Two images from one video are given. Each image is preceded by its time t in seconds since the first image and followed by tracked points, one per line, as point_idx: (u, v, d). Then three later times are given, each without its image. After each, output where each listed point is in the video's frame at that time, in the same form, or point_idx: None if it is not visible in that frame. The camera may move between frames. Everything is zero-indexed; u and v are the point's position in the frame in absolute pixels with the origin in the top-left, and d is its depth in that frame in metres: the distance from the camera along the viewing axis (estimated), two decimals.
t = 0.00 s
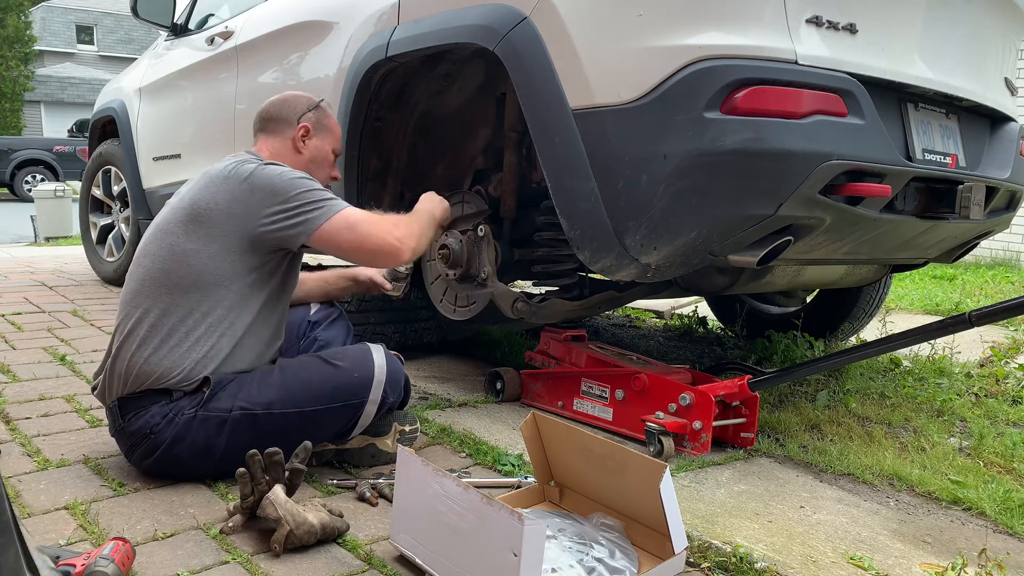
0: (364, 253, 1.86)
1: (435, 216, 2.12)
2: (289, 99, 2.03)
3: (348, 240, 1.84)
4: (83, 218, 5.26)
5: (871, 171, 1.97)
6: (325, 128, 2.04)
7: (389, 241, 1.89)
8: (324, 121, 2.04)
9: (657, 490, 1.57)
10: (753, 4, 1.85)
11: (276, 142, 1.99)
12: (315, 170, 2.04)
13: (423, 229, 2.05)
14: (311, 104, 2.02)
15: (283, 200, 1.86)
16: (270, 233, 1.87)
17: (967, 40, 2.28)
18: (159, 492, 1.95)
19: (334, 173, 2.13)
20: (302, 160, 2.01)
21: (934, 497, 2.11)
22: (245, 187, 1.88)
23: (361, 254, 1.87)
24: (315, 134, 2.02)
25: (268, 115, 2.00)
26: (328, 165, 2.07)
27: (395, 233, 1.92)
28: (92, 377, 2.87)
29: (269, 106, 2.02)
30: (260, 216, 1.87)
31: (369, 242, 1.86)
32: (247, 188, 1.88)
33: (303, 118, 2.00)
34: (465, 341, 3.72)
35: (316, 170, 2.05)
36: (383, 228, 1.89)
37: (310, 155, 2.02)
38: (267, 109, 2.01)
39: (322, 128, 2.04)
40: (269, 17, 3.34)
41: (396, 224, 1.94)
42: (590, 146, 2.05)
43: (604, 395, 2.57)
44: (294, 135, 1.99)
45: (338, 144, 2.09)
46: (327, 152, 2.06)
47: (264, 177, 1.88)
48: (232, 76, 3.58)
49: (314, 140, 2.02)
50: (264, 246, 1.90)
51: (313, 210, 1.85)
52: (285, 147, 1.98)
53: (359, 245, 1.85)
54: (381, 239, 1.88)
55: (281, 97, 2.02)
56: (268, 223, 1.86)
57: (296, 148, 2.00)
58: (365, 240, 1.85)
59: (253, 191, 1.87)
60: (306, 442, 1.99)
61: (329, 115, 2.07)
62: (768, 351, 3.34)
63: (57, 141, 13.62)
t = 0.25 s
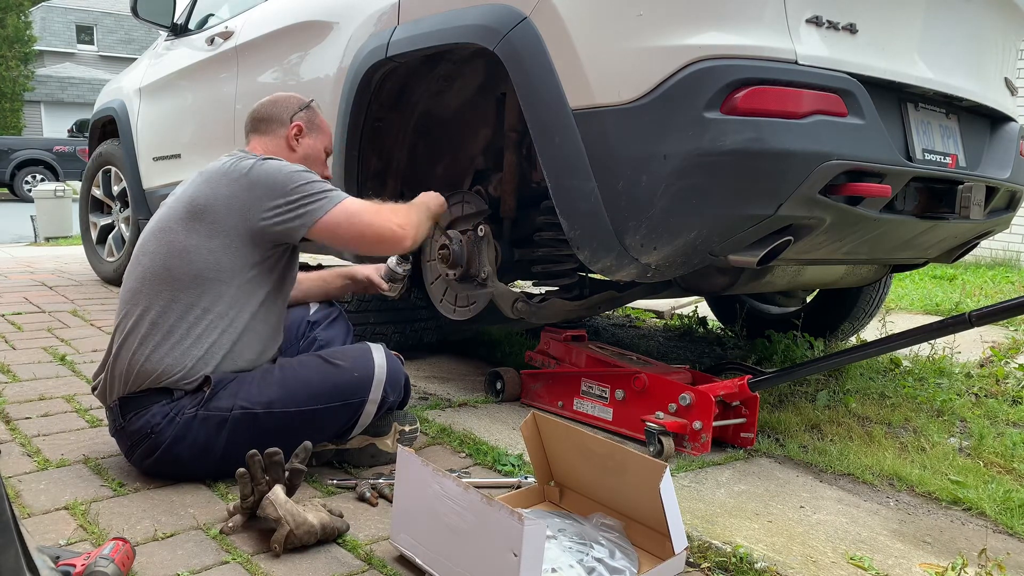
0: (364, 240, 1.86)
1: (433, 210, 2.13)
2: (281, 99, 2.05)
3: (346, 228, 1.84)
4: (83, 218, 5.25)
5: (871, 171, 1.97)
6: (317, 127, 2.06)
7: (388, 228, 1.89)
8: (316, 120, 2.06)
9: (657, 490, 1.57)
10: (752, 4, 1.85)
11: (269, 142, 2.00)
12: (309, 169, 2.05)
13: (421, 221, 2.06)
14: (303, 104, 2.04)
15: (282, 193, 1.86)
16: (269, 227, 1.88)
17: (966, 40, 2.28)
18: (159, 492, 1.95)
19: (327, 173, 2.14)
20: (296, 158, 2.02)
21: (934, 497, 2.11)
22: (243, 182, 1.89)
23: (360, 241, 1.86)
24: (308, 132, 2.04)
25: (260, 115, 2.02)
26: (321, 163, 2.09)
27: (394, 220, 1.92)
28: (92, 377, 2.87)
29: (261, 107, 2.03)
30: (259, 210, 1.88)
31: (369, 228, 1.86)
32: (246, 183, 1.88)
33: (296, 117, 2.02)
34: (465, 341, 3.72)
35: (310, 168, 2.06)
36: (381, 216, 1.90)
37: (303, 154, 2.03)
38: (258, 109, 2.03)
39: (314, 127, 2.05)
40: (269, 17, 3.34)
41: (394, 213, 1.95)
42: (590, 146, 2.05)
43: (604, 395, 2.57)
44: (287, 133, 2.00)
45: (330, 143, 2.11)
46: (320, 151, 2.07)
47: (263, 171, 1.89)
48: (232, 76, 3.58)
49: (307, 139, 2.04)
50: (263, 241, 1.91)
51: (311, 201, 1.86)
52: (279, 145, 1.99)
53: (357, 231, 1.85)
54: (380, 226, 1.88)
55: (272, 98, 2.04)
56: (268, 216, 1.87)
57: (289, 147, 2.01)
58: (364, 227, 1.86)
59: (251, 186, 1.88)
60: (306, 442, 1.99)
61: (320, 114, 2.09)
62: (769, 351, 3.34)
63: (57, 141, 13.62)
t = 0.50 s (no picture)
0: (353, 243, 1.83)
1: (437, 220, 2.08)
2: (279, 101, 2.04)
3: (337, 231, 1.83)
4: (83, 218, 5.25)
5: (871, 171, 1.97)
6: (317, 127, 2.05)
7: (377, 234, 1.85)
8: (315, 121, 2.05)
9: (657, 490, 1.57)
10: (752, 3, 1.85)
11: (269, 144, 2.00)
12: (309, 169, 2.04)
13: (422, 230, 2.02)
14: (301, 106, 2.03)
15: (281, 194, 1.86)
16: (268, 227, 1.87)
17: (966, 40, 2.28)
18: (159, 492, 1.95)
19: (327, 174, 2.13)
20: (295, 160, 2.01)
21: (934, 497, 2.11)
22: (243, 182, 1.88)
23: (350, 241, 1.83)
24: (306, 133, 2.03)
25: (259, 118, 2.02)
26: (321, 163, 2.08)
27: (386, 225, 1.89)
28: (92, 377, 2.87)
29: (260, 109, 2.03)
30: (259, 211, 1.87)
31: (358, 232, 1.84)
32: (245, 183, 1.88)
33: (294, 119, 2.01)
34: (465, 341, 3.72)
35: (310, 169, 2.05)
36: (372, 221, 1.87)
37: (302, 155, 2.02)
38: (258, 112, 2.03)
39: (313, 128, 2.04)
40: (269, 17, 3.34)
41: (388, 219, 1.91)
42: (590, 146, 2.05)
43: (604, 395, 2.57)
44: (286, 135, 2.00)
45: (330, 143, 2.09)
46: (319, 152, 2.06)
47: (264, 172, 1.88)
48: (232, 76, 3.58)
49: (306, 140, 2.03)
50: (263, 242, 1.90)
51: (309, 203, 1.85)
52: (278, 148, 1.99)
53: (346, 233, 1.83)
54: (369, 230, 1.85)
55: (271, 100, 2.04)
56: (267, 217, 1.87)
57: (289, 149, 2.00)
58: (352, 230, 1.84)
59: (251, 186, 1.88)
60: (306, 441, 1.99)
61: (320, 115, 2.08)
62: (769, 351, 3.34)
63: (57, 141, 13.62)
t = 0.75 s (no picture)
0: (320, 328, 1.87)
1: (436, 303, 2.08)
2: (318, 106, 1.94)
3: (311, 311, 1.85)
4: (83, 218, 5.25)
5: (871, 171, 1.97)
6: (344, 146, 1.95)
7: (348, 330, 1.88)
8: (343, 139, 1.95)
9: (657, 490, 1.57)
10: (752, 3, 1.85)
11: (289, 155, 1.97)
12: (325, 189, 1.99)
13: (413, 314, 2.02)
14: (331, 120, 1.93)
15: (288, 242, 1.83)
16: (269, 261, 1.84)
17: (966, 40, 2.28)
18: (159, 492, 1.95)
19: (357, 184, 2.05)
20: (310, 179, 1.97)
21: (934, 497, 2.11)
22: (248, 207, 1.84)
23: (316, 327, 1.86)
24: (328, 153, 1.95)
25: (292, 121, 1.95)
26: (343, 183, 2.01)
27: (364, 322, 1.89)
28: (92, 377, 2.87)
29: (296, 109, 1.96)
30: (262, 242, 1.84)
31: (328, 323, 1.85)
32: (250, 209, 1.84)
33: (319, 135, 1.93)
34: (465, 342, 3.72)
35: (327, 188, 2.00)
36: (352, 319, 1.87)
37: (320, 173, 1.96)
38: (293, 112, 1.96)
39: (338, 146, 1.95)
40: (269, 17, 3.34)
41: (373, 314, 1.91)
42: (590, 146, 2.05)
43: (604, 395, 2.57)
44: (306, 152, 1.94)
45: (359, 160, 1.99)
46: (342, 170, 1.98)
47: (271, 201, 1.84)
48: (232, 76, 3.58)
49: (328, 157, 1.95)
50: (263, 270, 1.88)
51: (315, 265, 1.85)
52: (295, 163, 1.95)
53: (318, 320, 1.85)
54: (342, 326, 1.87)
55: (307, 104, 1.94)
56: (269, 251, 1.83)
57: (307, 165, 1.96)
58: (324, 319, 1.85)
59: (257, 215, 1.83)
60: (306, 443, 1.99)
61: (355, 130, 1.96)
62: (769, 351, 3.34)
63: (57, 141, 13.62)
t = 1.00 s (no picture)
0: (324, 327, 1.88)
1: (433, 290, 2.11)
2: (323, 109, 1.93)
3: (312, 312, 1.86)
4: (82, 218, 5.25)
5: (871, 171, 1.97)
6: (345, 153, 1.95)
7: (352, 327, 1.89)
8: (345, 145, 1.94)
9: (657, 490, 1.57)
10: (752, 3, 1.85)
11: (289, 156, 1.96)
12: (323, 192, 2.00)
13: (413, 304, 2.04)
14: (334, 126, 1.92)
15: (287, 245, 1.83)
16: (269, 265, 1.84)
17: (966, 40, 2.28)
18: (159, 492, 1.95)
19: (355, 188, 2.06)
20: (309, 182, 1.97)
21: (934, 497, 2.11)
22: (248, 209, 1.83)
23: (320, 328, 1.88)
24: (329, 158, 1.95)
25: (295, 121, 1.95)
26: (341, 187, 2.01)
27: (366, 319, 1.91)
28: (92, 377, 2.87)
29: (300, 110, 1.95)
30: (262, 245, 1.83)
31: (330, 322, 1.87)
32: (250, 212, 1.83)
33: (321, 139, 1.93)
34: (465, 341, 3.72)
35: (325, 191, 2.00)
36: (354, 314, 1.88)
37: (319, 178, 1.97)
38: (297, 113, 1.95)
39: (339, 152, 1.95)
40: (269, 17, 3.34)
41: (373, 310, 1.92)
42: (590, 146, 2.06)
43: (604, 395, 2.57)
44: (306, 156, 1.94)
45: (359, 167, 2.00)
46: (341, 176, 1.98)
47: (272, 204, 1.83)
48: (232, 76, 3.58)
49: (327, 163, 1.95)
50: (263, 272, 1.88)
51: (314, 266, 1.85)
52: (294, 165, 1.96)
53: (320, 321, 1.86)
54: (345, 324, 1.88)
55: (311, 106, 1.93)
56: (269, 254, 1.83)
57: (306, 168, 1.96)
58: (327, 318, 1.86)
59: (257, 218, 1.83)
60: (306, 443, 1.99)
61: (357, 136, 1.96)
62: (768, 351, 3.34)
63: (57, 141, 13.62)
